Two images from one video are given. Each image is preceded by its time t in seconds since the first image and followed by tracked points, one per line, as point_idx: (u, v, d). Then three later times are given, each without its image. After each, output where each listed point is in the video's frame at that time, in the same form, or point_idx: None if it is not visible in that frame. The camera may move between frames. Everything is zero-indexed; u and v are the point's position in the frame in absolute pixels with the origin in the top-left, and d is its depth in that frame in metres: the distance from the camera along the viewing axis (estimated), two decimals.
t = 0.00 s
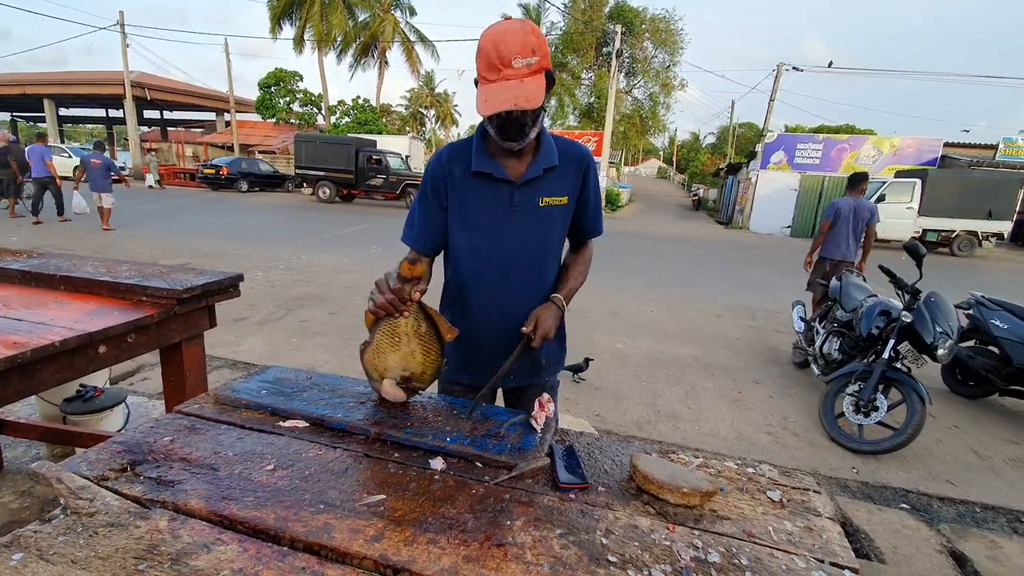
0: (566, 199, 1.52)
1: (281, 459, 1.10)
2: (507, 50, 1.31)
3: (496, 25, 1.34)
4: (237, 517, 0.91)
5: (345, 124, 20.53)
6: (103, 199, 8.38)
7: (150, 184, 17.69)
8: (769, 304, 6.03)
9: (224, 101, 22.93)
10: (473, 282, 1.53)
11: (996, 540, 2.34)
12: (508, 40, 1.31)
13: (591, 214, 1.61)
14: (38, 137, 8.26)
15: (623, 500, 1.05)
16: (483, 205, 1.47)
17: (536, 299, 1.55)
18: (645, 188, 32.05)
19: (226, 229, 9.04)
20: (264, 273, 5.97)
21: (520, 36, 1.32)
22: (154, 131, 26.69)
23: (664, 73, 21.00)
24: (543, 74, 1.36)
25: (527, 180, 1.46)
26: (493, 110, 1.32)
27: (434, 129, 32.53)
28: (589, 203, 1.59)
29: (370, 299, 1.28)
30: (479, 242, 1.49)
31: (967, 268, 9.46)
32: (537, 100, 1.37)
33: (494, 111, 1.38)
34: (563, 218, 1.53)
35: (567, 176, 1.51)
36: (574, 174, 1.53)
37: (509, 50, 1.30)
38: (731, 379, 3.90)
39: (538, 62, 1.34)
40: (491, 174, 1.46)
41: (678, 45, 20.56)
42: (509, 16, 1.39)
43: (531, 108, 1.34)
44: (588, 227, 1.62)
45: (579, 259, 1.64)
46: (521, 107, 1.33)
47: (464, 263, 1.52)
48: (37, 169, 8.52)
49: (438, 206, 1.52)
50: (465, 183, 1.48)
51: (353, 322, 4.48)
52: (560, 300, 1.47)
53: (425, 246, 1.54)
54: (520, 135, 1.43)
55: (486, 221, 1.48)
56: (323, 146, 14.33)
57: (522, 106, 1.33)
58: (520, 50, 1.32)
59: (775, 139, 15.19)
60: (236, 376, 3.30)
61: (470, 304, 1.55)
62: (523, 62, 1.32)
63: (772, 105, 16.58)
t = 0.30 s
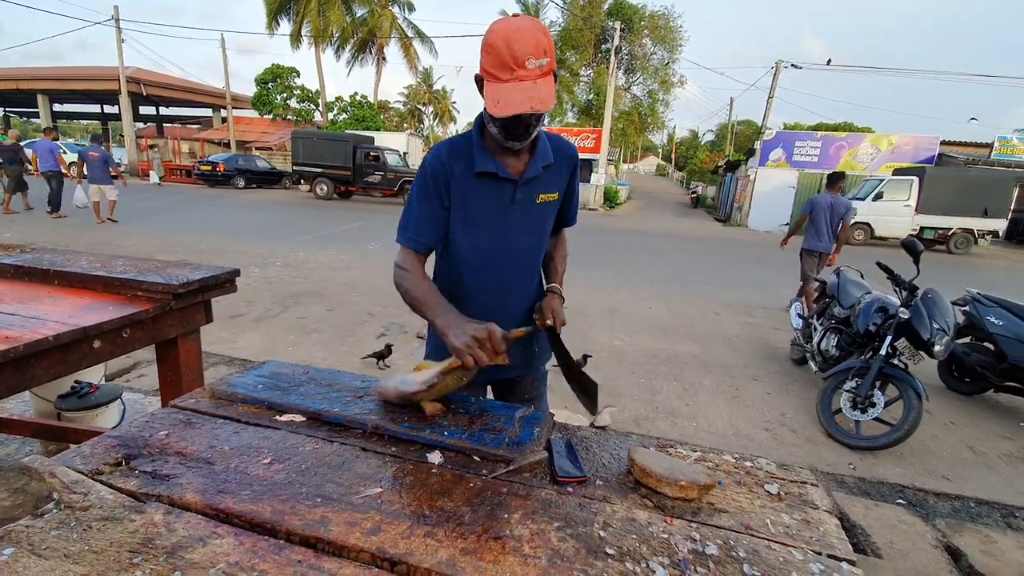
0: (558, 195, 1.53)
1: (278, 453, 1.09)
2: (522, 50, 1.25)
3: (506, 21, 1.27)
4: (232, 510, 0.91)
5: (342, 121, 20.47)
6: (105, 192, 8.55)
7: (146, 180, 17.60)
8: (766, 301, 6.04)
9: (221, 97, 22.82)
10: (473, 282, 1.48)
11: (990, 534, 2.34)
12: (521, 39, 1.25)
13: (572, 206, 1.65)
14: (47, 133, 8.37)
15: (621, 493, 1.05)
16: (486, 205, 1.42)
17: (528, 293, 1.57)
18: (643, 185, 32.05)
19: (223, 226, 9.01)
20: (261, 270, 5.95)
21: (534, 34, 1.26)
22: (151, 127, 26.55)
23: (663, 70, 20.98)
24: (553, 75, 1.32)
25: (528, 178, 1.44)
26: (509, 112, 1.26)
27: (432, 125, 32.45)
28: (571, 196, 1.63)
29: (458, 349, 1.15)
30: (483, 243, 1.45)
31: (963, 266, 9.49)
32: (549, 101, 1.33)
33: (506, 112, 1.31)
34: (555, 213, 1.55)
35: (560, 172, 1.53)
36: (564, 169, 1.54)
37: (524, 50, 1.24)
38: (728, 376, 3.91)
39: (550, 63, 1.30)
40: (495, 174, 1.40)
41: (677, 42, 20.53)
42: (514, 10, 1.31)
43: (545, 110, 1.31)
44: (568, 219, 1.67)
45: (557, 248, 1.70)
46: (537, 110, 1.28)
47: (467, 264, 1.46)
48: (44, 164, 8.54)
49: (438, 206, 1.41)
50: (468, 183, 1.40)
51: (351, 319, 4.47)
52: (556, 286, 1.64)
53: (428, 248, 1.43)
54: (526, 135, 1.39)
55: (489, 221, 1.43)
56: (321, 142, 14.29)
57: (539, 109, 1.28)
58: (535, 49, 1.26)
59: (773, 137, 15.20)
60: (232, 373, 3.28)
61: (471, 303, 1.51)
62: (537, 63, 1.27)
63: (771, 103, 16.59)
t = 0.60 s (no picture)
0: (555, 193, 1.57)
1: (281, 453, 1.10)
2: (549, 54, 1.24)
3: (530, 23, 1.25)
4: (235, 510, 0.91)
5: (347, 120, 20.52)
6: (120, 191, 8.90)
7: (152, 180, 17.70)
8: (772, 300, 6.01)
9: (226, 97, 22.92)
10: (489, 284, 1.46)
11: (996, 536, 2.33)
12: (548, 41, 1.25)
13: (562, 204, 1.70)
14: (68, 137, 8.84)
15: (624, 494, 1.05)
16: (505, 205, 1.40)
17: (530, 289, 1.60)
18: (648, 184, 31.98)
19: (228, 225, 9.05)
20: (266, 269, 5.98)
21: (557, 38, 1.26)
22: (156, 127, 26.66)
23: (668, 69, 20.93)
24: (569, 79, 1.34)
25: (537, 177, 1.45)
26: (538, 114, 1.24)
27: (436, 125, 32.49)
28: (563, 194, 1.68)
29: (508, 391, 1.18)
30: (501, 244, 1.43)
31: (971, 265, 9.42)
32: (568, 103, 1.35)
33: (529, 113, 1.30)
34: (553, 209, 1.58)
35: (559, 170, 1.57)
36: (560, 167, 1.58)
37: (552, 54, 1.23)
38: (733, 376, 3.90)
39: (570, 67, 1.31)
40: (513, 174, 1.38)
41: (682, 41, 20.47)
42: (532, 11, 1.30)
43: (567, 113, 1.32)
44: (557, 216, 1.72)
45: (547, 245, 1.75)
46: (563, 113, 1.28)
47: (485, 265, 1.43)
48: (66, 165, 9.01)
49: (460, 207, 1.33)
50: (489, 183, 1.36)
51: (355, 318, 4.49)
52: (551, 279, 1.73)
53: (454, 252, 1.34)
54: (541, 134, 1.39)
55: (506, 221, 1.42)
56: (326, 142, 14.32)
57: (567, 114, 1.28)
58: (559, 53, 1.26)
59: (778, 135, 15.14)
60: (237, 372, 3.31)
61: (483, 305, 1.49)
62: (560, 66, 1.27)
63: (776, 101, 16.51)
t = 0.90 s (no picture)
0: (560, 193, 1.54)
1: (281, 450, 1.10)
2: (544, 55, 1.23)
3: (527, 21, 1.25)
4: (235, 507, 0.91)
5: (348, 119, 20.54)
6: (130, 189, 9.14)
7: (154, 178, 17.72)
8: (773, 300, 6.01)
9: (228, 95, 22.94)
10: (479, 277, 1.49)
11: (997, 535, 2.33)
12: (546, 43, 1.24)
13: (576, 207, 1.67)
14: (84, 134, 9.08)
15: (623, 492, 1.05)
16: (494, 199, 1.41)
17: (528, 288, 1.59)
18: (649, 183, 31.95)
19: (229, 223, 9.05)
20: (267, 267, 5.99)
21: (555, 40, 1.25)
22: (158, 125, 26.68)
23: (669, 67, 20.90)
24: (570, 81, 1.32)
25: (534, 175, 1.44)
26: (530, 114, 1.24)
27: (437, 123, 32.50)
28: (576, 198, 1.64)
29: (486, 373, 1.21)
30: (490, 237, 1.45)
31: (973, 265, 9.39)
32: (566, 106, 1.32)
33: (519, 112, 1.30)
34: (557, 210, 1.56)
35: (562, 169, 1.53)
36: (567, 169, 1.55)
37: (548, 55, 1.22)
38: (733, 375, 3.89)
39: (569, 70, 1.29)
40: (503, 170, 1.39)
41: (684, 39, 20.43)
42: (536, 11, 1.29)
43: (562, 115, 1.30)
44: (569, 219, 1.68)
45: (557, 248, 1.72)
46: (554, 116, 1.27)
47: (473, 258, 1.46)
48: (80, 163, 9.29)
49: (448, 198, 1.39)
50: (478, 177, 1.39)
51: (356, 317, 4.49)
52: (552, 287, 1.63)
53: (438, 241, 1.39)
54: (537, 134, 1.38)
55: (496, 216, 1.43)
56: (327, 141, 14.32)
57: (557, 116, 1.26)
58: (556, 56, 1.25)
59: (780, 134, 15.12)
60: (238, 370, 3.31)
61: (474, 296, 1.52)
62: (557, 69, 1.25)
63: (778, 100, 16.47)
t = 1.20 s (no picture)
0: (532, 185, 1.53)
1: (280, 446, 1.10)
2: (505, 54, 1.23)
3: (486, 18, 1.24)
4: (233, 503, 0.91)
5: (350, 117, 20.55)
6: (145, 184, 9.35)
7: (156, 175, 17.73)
8: (774, 301, 6.00)
9: (231, 92, 22.95)
10: (449, 276, 1.48)
11: (997, 538, 2.32)
12: (506, 41, 1.23)
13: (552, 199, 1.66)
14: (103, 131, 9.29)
15: (622, 492, 1.05)
16: (460, 196, 1.41)
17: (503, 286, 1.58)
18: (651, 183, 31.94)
19: (230, 220, 9.05)
20: (268, 264, 5.99)
21: (516, 38, 1.25)
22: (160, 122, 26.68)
23: (672, 68, 20.89)
24: (533, 77, 1.32)
25: (501, 170, 1.43)
26: (496, 119, 1.24)
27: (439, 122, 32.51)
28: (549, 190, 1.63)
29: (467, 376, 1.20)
30: (459, 235, 1.44)
31: (975, 267, 9.37)
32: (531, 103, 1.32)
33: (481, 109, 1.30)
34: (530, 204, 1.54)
35: (532, 162, 1.52)
36: (538, 161, 1.54)
37: (509, 55, 1.22)
38: (733, 376, 3.89)
39: (531, 67, 1.29)
40: (468, 166, 1.39)
41: (687, 40, 20.43)
42: (497, 7, 1.28)
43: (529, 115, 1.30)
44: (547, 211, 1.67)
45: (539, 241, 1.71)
46: (521, 117, 1.27)
47: (442, 256, 1.46)
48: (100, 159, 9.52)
49: (411, 195, 1.38)
50: (442, 175, 1.39)
51: (357, 314, 4.49)
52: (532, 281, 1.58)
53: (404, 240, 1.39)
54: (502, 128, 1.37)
55: (464, 214, 1.43)
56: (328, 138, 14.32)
57: (523, 118, 1.26)
58: (518, 54, 1.25)
59: (783, 136, 15.10)
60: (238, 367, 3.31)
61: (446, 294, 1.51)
62: (519, 68, 1.26)
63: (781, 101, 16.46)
